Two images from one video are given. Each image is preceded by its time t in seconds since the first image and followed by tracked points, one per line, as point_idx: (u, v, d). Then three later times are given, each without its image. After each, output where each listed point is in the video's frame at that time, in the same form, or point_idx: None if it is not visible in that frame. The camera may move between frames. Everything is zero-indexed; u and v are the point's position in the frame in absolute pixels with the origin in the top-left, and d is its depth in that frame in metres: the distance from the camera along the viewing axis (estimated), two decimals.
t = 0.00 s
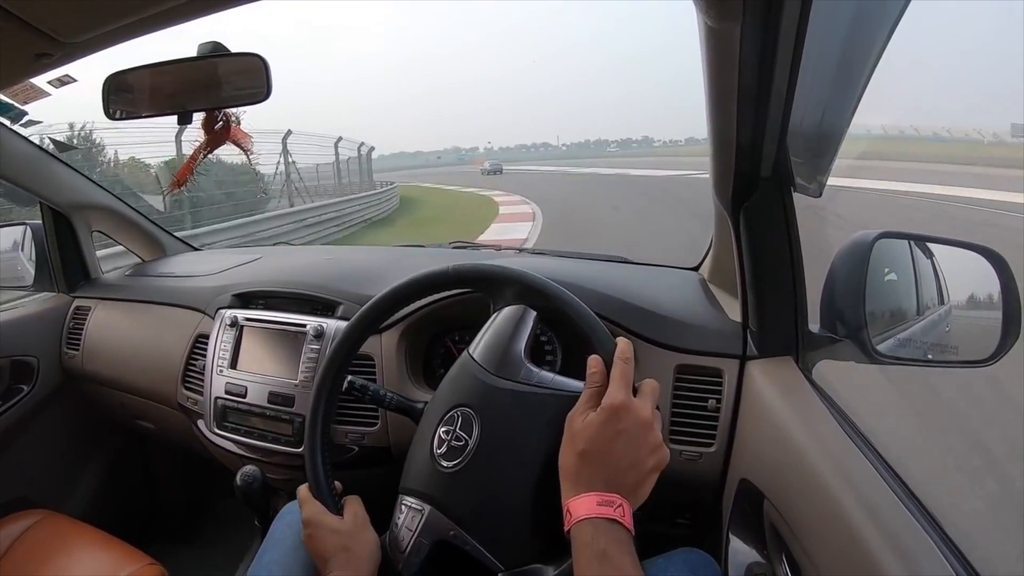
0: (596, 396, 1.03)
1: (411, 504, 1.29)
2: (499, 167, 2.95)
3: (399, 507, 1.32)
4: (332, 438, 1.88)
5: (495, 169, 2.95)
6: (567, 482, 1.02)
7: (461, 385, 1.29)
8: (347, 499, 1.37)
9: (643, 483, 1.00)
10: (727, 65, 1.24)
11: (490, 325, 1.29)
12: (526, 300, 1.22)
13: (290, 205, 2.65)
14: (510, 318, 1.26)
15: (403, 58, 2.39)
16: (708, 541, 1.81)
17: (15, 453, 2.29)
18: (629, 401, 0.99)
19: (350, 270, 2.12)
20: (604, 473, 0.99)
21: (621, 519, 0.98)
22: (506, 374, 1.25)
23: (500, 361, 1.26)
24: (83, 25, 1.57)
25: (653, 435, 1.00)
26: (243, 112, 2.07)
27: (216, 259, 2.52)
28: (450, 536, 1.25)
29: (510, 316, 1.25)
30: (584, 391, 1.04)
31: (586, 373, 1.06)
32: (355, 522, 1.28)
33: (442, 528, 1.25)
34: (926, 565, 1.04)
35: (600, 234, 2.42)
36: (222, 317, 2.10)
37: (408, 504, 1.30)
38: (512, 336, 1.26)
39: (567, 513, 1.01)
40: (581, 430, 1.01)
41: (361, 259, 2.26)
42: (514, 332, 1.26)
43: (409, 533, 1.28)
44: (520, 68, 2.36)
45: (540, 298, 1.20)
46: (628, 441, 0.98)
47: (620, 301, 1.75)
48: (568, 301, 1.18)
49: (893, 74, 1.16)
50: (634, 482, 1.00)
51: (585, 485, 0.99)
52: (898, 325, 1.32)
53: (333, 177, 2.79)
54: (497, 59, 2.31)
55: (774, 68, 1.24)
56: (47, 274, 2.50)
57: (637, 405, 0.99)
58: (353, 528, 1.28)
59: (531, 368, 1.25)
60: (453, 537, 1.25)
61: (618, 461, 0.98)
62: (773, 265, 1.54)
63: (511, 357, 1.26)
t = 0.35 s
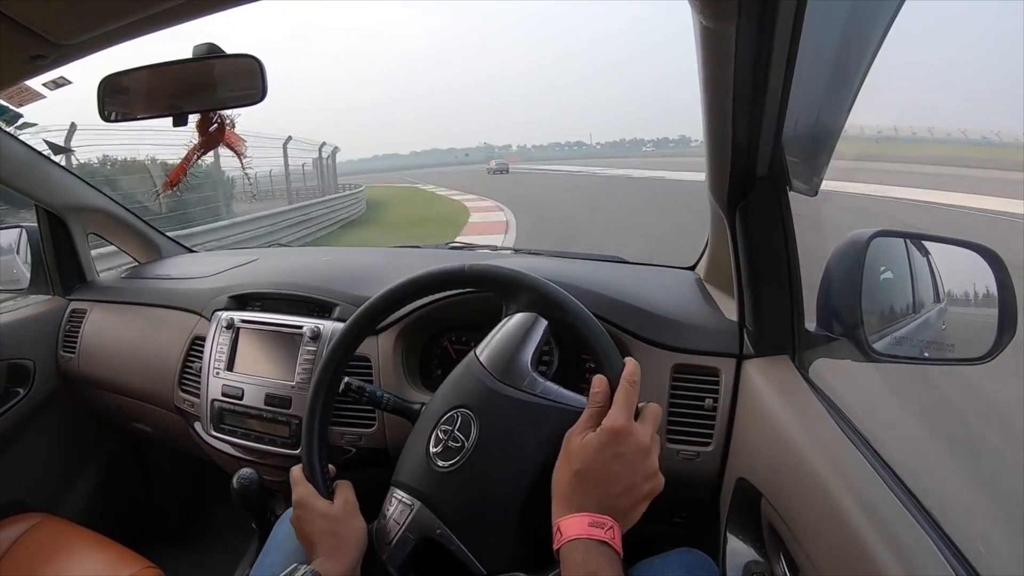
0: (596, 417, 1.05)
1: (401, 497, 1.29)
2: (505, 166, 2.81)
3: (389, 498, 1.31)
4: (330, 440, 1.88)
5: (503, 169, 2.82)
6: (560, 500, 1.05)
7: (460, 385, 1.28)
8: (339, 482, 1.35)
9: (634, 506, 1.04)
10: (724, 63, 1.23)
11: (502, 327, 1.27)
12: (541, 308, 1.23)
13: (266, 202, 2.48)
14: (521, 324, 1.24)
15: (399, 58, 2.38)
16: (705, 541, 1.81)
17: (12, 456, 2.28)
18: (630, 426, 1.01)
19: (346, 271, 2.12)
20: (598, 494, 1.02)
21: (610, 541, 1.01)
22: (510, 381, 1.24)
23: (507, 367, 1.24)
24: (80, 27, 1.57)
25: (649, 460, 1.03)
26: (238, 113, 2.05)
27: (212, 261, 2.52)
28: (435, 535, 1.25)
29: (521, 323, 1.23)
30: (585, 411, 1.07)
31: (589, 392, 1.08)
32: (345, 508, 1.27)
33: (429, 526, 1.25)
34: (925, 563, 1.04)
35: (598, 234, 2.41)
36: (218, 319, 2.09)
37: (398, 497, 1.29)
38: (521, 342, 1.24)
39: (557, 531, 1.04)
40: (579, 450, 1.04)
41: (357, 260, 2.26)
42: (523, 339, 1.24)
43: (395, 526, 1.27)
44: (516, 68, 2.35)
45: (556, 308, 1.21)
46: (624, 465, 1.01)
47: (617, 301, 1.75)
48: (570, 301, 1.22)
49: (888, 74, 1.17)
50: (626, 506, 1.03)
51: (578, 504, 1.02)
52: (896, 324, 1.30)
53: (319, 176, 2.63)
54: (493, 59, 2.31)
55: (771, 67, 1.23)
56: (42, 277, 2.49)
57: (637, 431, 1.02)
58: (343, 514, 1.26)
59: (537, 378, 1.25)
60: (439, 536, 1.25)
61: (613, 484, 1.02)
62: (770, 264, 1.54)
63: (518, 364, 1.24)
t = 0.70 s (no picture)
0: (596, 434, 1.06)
1: (394, 490, 1.28)
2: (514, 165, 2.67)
3: (382, 489, 1.30)
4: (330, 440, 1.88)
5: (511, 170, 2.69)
6: (552, 514, 1.05)
7: (464, 385, 1.28)
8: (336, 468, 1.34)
9: (625, 526, 1.05)
10: (723, 63, 1.23)
11: (512, 333, 1.27)
12: (556, 316, 1.23)
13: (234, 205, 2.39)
14: (531, 331, 1.25)
15: (399, 59, 2.38)
16: (705, 541, 1.81)
17: (12, 456, 2.28)
18: (630, 447, 1.03)
19: (346, 271, 2.11)
20: (592, 511, 1.03)
21: (600, 559, 1.01)
22: (514, 386, 1.24)
23: (515, 369, 1.24)
24: (80, 27, 1.57)
25: (645, 482, 1.04)
26: (237, 114, 2.04)
27: (211, 261, 2.52)
28: (425, 531, 1.25)
29: (532, 329, 1.24)
30: (585, 427, 1.07)
31: (591, 408, 1.09)
32: (339, 493, 1.26)
33: (419, 521, 1.25)
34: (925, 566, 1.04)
35: (597, 234, 2.40)
36: (217, 319, 2.09)
37: (392, 489, 1.29)
38: (531, 349, 1.25)
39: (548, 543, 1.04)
40: (575, 465, 1.04)
41: (357, 260, 2.26)
42: (533, 346, 1.24)
43: (387, 516, 1.27)
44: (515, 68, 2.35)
45: (571, 320, 1.22)
46: (620, 485, 1.02)
47: (616, 301, 1.74)
48: (569, 301, 1.23)
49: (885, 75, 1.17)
50: (618, 525, 1.05)
51: (570, 519, 1.03)
52: (895, 324, 1.32)
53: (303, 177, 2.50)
54: (492, 59, 2.31)
55: (769, 67, 1.23)
56: (41, 277, 2.49)
57: (636, 453, 1.03)
58: (336, 499, 1.25)
59: (541, 387, 1.25)
60: (429, 533, 1.25)
61: (607, 502, 1.03)
62: (769, 265, 1.54)
63: (524, 370, 1.25)
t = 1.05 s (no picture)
0: (595, 445, 1.05)
1: (389, 483, 1.30)
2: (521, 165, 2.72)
3: (380, 483, 1.32)
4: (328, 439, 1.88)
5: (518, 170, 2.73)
6: (545, 523, 1.04)
7: (466, 385, 1.29)
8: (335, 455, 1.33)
9: (616, 538, 1.05)
10: (723, 64, 1.23)
11: (518, 336, 1.28)
12: (562, 324, 1.21)
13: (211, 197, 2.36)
14: (536, 334, 1.26)
15: (398, 58, 2.38)
16: (703, 542, 1.81)
17: (10, 453, 2.28)
18: (629, 460, 1.02)
19: (346, 270, 2.12)
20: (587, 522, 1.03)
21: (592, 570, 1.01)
22: (515, 389, 1.25)
23: (519, 373, 1.25)
24: (80, 25, 1.57)
25: (641, 495, 1.04)
26: (236, 112, 2.05)
27: (210, 260, 2.52)
28: (417, 527, 1.26)
29: (539, 334, 1.25)
30: (584, 437, 1.06)
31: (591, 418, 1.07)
32: (333, 482, 1.25)
33: (412, 517, 1.26)
34: (922, 566, 1.03)
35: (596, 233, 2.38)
36: (216, 317, 2.09)
37: (387, 482, 1.31)
38: (536, 353, 1.26)
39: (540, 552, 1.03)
40: (573, 475, 1.04)
41: (356, 259, 2.26)
42: (537, 351, 1.26)
43: (380, 509, 1.29)
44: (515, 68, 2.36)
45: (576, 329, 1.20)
46: (617, 498, 1.02)
47: (615, 301, 1.74)
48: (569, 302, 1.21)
49: (883, 76, 1.17)
50: (611, 538, 1.05)
51: (564, 528, 1.02)
52: (893, 325, 1.33)
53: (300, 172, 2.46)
54: (492, 58, 2.31)
55: (769, 68, 1.23)
56: (41, 274, 2.49)
57: (636, 467, 1.03)
58: (331, 488, 1.24)
59: (543, 393, 1.26)
60: (420, 529, 1.26)
61: (602, 514, 1.02)
62: (768, 266, 1.54)
63: (527, 374, 1.26)
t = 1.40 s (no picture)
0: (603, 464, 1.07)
1: (381, 468, 1.33)
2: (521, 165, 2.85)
3: (370, 466, 1.36)
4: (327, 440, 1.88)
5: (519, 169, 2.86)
6: (550, 537, 1.03)
7: (474, 388, 1.29)
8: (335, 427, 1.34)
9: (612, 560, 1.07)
10: (720, 63, 1.24)
11: (534, 349, 1.26)
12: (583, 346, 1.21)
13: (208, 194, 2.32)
14: (552, 349, 1.24)
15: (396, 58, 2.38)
16: (704, 542, 1.81)
17: (8, 455, 2.28)
18: (638, 486, 1.06)
19: (345, 270, 2.12)
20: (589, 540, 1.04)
21: None
22: (522, 398, 1.24)
23: (529, 387, 1.24)
24: (77, 26, 1.58)
25: (640, 517, 1.07)
26: (234, 114, 2.03)
27: (209, 261, 2.51)
28: (402, 519, 1.29)
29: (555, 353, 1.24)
30: (590, 454, 1.08)
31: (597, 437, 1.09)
32: (327, 457, 1.25)
33: (398, 508, 1.29)
34: (922, 566, 1.02)
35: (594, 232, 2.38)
36: (215, 318, 2.09)
37: (379, 467, 1.34)
38: (550, 366, 1.24)
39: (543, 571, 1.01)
40: (581, 492, 1.04)
41: (355, 260, 2.25)
42: (551, 365, 1.24)
43: (369, 491, 1.32)
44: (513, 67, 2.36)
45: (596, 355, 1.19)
46: (621, 519, 1.05)
47: (614, 301, 1.74)
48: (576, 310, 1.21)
49: (880, 74, 1.17)
50: (608, 559, 1.06)
51: (571, 547, 1.02)
52: (895, 323, 1.33)
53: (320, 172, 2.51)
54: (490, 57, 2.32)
55: (767, 67, 1.23)
56: (39, 277, 2.49)
57: (642, 491, 1.07)
58: (323, 463, 1.25)
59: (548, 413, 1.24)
60: (405, 521, 1.29)
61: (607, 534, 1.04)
62: (767, 266, 1.54)
63: (536, 385, 1.24)
